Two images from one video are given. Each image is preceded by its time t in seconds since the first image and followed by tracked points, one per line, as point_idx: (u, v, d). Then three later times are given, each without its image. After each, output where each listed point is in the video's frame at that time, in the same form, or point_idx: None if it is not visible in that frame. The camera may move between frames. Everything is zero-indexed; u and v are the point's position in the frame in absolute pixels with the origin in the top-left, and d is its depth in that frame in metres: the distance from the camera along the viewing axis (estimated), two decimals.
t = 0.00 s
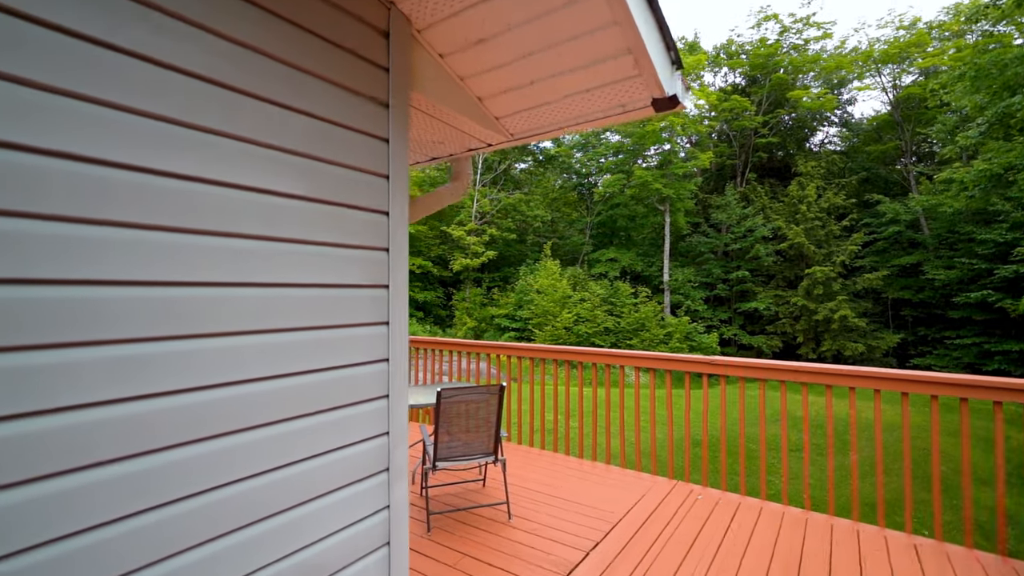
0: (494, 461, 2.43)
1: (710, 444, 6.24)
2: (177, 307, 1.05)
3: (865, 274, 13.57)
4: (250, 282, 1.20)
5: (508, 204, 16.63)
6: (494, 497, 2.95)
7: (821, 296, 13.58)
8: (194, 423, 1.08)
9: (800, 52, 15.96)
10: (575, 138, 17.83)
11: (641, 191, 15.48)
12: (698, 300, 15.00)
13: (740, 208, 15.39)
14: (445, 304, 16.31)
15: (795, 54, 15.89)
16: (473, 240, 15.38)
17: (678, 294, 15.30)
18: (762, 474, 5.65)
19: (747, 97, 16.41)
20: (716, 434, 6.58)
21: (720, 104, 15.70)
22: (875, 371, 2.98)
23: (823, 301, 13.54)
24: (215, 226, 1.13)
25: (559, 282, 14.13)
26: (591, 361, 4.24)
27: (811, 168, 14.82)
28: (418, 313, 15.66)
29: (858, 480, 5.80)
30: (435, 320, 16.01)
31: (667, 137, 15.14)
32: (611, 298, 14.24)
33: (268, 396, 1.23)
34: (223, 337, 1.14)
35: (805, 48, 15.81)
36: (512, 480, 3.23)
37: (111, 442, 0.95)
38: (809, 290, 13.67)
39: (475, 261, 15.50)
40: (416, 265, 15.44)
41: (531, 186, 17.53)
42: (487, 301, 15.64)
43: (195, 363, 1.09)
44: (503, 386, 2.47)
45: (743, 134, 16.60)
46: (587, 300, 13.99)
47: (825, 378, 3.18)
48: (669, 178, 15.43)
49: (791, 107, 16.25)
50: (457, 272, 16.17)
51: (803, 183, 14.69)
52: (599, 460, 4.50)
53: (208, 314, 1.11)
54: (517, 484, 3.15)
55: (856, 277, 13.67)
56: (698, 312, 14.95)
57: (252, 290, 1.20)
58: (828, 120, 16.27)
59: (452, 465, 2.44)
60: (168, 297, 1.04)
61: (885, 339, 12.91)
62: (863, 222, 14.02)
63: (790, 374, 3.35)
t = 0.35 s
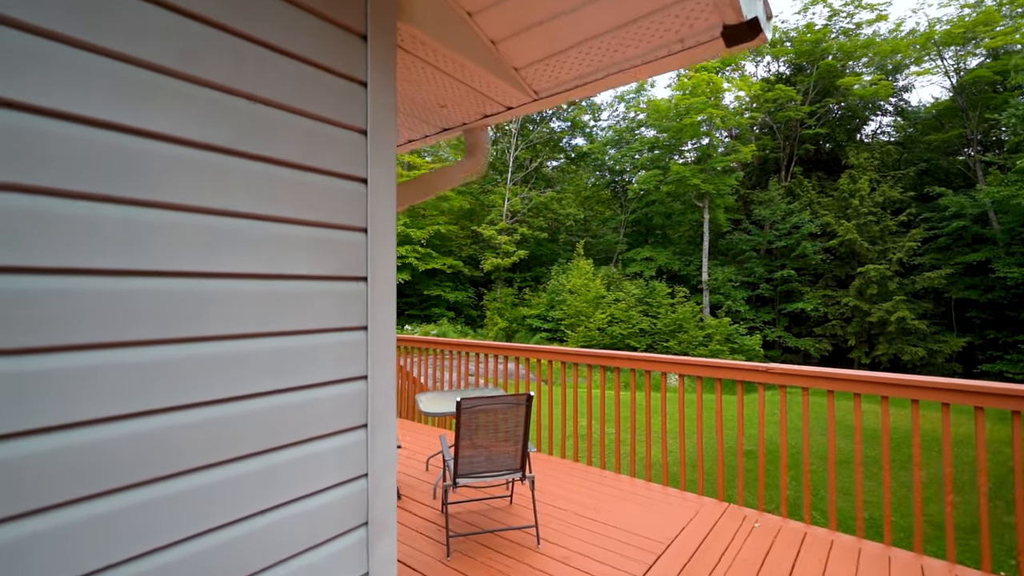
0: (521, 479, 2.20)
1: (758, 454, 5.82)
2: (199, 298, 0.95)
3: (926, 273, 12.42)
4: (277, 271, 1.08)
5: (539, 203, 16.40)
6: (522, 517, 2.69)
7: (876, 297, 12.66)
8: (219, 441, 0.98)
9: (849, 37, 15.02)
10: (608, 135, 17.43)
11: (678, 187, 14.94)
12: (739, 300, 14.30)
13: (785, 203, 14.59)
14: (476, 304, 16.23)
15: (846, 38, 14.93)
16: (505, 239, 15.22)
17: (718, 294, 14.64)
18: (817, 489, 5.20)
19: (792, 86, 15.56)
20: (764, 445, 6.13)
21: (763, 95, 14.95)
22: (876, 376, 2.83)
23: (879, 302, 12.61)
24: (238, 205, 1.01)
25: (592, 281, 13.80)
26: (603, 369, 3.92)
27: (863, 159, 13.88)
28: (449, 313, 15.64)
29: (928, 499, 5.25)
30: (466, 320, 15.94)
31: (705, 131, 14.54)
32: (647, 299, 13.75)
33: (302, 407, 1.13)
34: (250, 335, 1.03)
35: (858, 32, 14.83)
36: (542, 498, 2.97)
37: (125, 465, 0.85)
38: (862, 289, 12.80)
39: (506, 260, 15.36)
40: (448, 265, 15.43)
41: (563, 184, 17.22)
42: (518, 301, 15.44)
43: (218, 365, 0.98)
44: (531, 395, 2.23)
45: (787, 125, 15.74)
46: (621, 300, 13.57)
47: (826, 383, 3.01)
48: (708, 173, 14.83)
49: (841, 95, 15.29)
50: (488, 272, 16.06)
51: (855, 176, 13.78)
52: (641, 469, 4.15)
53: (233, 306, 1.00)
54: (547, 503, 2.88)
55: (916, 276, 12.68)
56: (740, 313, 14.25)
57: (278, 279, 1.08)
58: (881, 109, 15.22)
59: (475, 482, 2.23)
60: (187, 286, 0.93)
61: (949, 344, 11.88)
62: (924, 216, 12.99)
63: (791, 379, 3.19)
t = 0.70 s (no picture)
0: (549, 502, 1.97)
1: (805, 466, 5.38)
2: (189, 290, 0.77)
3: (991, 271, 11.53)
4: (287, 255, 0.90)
5: (568, 200, 16.09)
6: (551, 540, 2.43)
7: (933, 298, 11.79)
8: (231, 472, 0.82)
9: (902, 19, 14.00)
10: (640, 131, 16.95)
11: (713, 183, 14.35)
12: (780, 301, 13.59)
13: (830, 198, 13.77)
14: (504, 304, 16.06)
15: (898, 20, 13.96)
16: (533, 238, 14.98)
17: (757, 294, 13.95)
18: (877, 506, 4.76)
19: (838, 74, 14.70)
20: (812, 456, 5.68)
21: (806, 83, 14.17)
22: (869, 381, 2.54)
23: (936, 303, 11.73)
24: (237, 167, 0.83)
25: (623, 281, 13.45)
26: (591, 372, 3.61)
27: (918, 150, 12.91)
28: (477, 313, 15.56)
29: (1002, 522, 4.73)
30: (494, 321, 15.80)
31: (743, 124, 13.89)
32: (681, 299, 13.26)
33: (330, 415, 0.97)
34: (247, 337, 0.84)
35: (912, 13, 13.85)
36: (571, 518, 2.68)
37: (124, 510, 0.71)
38: (917, 290, 11.97)
39: (534, 259, 15.12)
40: (475, 265, 15.34)
41: (593, 182, 16.83)
42: (547, 301, 15.17)
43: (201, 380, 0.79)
44: (560, 408, 1.99)
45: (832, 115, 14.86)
46: (654, 300, 13.13)
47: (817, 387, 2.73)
48: (746, 168, 14.19)
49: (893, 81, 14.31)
50: (516, 271, 15.89)
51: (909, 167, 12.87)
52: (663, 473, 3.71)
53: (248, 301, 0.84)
54: (577, 526, 2.59)
55: (977, 275, 11.72)
56: (781, 315, 13.53)
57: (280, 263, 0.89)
58: (938, 95, 14.16)
59: (497, 504, 2.01)
60: (172, 270, 0.76)
61: (1018, 349, 10.93)
62: (988, 210, 12.00)
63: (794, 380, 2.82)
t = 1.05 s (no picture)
0: (573, 529, 1.77)
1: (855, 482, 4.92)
2: (66, 288, 0.47)
3: None
4: (130, 215, 0.52)
5: (591, 199, 15.75)
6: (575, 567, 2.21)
7: (983, 300, 11.07)
8: None
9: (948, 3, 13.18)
10: (665, 128, 16.53)
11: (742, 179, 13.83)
12: (814, 302, 12.96)
13: (868, 193, 13.08)
14: (525, 304, 15.85)
15: (944, 4, 13.14)
16: (554, 237, 14.69)
17: (789, 294, 13.34)
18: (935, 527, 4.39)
19: (876, 63, 13.97)
20: (860, 471, 5.21)
21: (842, 73, 13.50)
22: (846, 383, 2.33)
23: (986, 305, 11.03)
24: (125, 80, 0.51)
25: (648, 281, 13.11)
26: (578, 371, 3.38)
27: (967, 141, 12.16)
28: (498, 313, 15.41)
29: None
30: (515, 321, 15.60)
31: (775, 117, 13.31)
32: (708, 300, 12.81)
33: (193, 423, 0.58)
34: (12, 377, 0.44)
35: None
36: (596, 544, 2.44)
37: None
38: (966, 290, 11.27)
39: (556, 259, 14.84)
40: (496, 265, 15.19)
41: (616, 180, 16.46)
42: (569, 302, 14.89)
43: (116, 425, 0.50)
44: (586, 423, 1.80)
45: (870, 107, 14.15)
46: (680, 301, 12.72)
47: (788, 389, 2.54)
48: (778, 163, 13.60)
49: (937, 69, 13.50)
50: (537, 271, 15.68)
51: (955, 160, 12.13)
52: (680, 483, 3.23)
53: (33, 291, 0.45)
54: (603, 553, 2.35)
55: None
56: (814, 316, 12.89)
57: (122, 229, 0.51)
58: (986, 84, 13.31)
59: (513, 530, 1.82)
60: None
61: None
62: None
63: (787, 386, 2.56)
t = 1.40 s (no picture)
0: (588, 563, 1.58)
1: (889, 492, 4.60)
2: None
3: None
4: None
5: (606, 198, 15.44)
6: None
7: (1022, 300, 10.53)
8: None
9: None
10: (683, 125, 16.19)
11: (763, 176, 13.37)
12: (840, 303, 12.45)
13: (897, 189, 12.54)
14: (540, 305, 15.68)
15: None
16: (569, 237, 14.43)
17: (813, 295, 12.85)
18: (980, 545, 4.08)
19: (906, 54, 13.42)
20: (894, 482, 4.87)
21: (869, 66, 13.00)
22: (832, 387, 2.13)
23: None
24: None
25: (666, 281, 12.80)
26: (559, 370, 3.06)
27: (1004, 134, 11.60)
28: (512, 314, 15.25)
29: None
30: (530, 322, 15.41)
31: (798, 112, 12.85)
32: (728, 300, 12.45)
33: None
34: None
35: None
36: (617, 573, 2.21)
37: None
38: (1003, 290, 10.74)
39: (571, 259, 14.57)
40: (510, 265, 15.02)
41: (633, 178, 16.14)
42: (584, 303, 14.64)
43: None
44: (602, 442, 1.60)
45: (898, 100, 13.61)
46: (699, 302, 12.40)
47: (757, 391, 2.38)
48: (801, 158, 13.12)
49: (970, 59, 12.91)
50: (551, 271, 15.48)
51: (992, 153, 11.56)
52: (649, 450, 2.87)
53: None
54: None
55: None
56: (840, 318, 12.40)
57: None
58: None
59: (520, 560, 1.65)
60: None
61: None
62: None
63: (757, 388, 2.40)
